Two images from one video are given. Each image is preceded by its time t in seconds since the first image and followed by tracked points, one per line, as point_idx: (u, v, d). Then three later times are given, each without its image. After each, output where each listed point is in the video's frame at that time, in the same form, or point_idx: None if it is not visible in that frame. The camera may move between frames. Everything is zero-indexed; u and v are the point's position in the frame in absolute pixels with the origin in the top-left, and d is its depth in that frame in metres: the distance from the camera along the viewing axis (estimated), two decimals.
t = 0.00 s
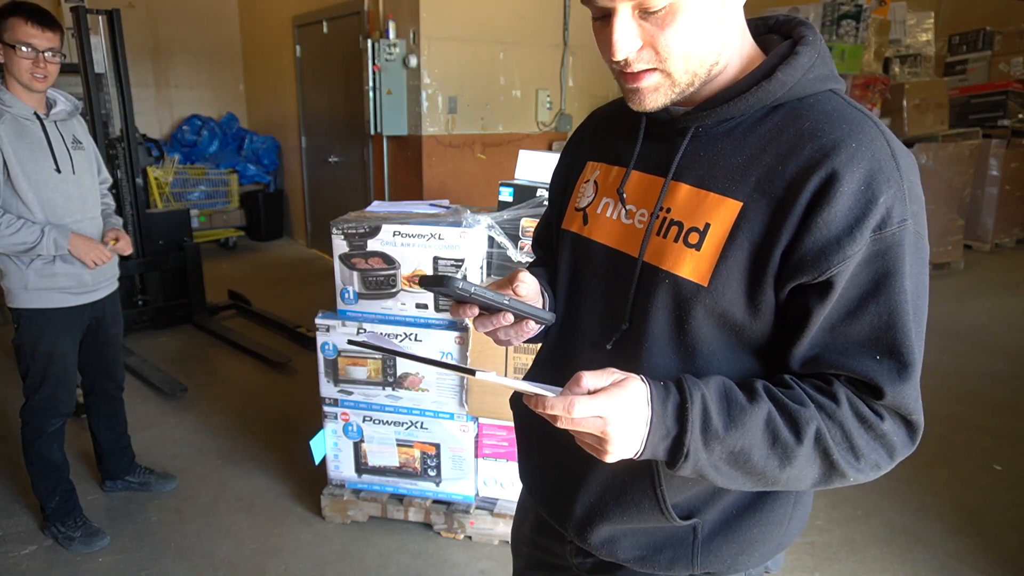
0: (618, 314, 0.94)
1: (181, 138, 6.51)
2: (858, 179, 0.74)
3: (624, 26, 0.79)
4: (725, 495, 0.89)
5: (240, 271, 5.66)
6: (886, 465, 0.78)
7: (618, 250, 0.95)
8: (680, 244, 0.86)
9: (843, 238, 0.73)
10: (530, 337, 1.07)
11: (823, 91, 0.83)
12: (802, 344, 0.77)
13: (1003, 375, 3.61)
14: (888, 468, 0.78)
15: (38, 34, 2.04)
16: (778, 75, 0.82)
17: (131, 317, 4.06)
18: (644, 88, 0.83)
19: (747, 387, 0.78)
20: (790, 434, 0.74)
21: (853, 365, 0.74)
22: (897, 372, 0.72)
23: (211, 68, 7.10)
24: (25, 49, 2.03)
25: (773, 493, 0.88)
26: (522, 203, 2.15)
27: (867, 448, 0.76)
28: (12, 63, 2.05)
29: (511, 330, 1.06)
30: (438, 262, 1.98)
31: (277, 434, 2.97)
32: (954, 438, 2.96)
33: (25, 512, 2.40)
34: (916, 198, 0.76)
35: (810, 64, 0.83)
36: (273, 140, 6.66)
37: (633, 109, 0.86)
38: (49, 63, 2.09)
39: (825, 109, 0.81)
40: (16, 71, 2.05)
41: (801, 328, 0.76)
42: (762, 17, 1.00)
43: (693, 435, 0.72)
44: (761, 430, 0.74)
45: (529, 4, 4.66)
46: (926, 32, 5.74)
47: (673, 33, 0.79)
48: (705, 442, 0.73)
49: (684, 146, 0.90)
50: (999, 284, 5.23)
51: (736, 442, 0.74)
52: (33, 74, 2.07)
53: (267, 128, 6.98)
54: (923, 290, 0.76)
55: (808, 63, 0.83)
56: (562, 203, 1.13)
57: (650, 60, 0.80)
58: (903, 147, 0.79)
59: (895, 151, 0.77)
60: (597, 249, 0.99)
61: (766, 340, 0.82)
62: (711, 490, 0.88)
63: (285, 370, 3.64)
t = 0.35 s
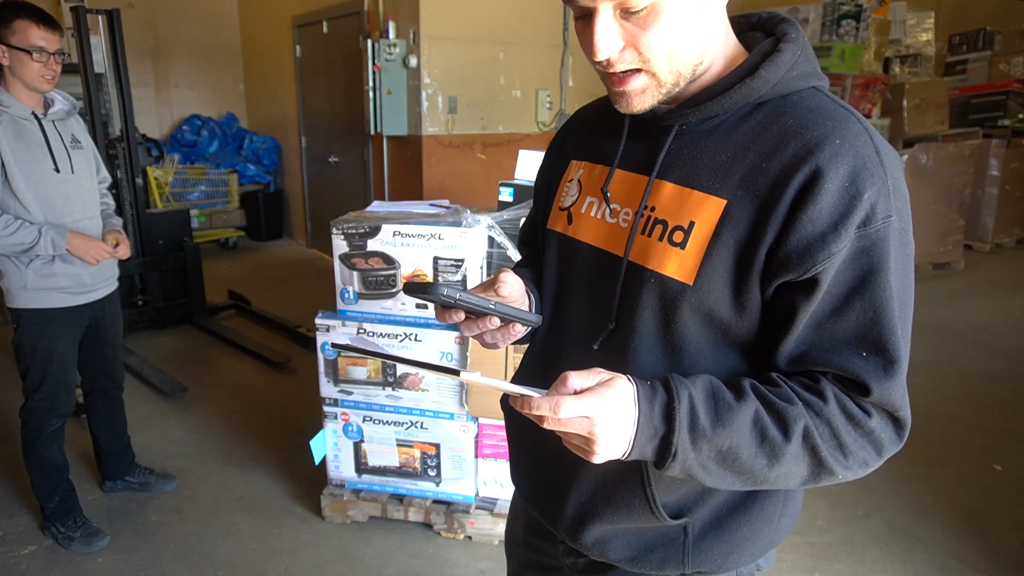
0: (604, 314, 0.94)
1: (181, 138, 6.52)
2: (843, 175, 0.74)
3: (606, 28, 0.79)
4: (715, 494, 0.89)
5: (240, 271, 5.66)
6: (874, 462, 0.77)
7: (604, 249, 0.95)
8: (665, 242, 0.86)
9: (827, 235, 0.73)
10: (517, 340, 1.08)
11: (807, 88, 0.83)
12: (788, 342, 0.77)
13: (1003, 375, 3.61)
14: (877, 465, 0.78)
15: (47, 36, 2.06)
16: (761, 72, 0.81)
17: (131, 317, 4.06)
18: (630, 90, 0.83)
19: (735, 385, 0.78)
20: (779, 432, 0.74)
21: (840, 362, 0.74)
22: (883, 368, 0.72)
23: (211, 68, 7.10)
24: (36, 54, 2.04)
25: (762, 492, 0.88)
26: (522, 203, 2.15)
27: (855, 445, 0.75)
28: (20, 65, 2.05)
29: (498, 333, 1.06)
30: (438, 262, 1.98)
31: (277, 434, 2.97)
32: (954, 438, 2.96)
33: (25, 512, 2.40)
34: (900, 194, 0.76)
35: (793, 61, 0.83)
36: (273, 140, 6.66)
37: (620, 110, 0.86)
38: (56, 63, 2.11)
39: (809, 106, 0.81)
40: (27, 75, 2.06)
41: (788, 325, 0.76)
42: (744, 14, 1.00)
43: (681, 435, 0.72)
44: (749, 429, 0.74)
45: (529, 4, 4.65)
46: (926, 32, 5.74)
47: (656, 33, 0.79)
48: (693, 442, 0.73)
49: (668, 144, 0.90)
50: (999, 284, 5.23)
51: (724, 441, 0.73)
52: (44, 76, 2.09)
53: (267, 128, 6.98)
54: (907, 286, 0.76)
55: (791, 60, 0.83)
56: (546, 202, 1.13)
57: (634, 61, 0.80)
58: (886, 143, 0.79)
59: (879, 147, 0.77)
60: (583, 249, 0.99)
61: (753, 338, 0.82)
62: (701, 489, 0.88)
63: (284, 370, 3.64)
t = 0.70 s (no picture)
0: (589, 314, 0.94)
1: (181, 138, 6.52)
2: (822, 172, 0.74)
3: (585, 21, 0.79)
4: (705, 493, 0.89)
5: (241, 271, 5.65)
6: (861, 455, 0.77)
7: (586, 250, 0.95)
8: (648, 242, 0.86)
9: (808, 231, 0.73)
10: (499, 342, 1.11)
11: (785, 86, 0.83)
12: (772, 339, 0.77)
13: (1003, 375, 3.60)
14: (865, 458, 0.78)
15: (36, 34, 2.05)
16: (739, 71, 0.82)
17: (131, 317, 4.06)
18: (608, 87, 0.83)
19: (721, 382, 0.77)
20: (767, 427, 0.74)
21: (823, 357, 0.74)
22: (866, 362, 0.72)
23: (212, 68, 7.10)
24: (23, 51, 2.03)
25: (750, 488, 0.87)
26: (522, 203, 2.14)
27: (841, 438, 0.75)
28: (9, 64, 2.05)
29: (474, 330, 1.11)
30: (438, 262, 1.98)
31: (277, 434, 2.97)
32: (954, 438, 2.96)
33: (25, 512, 2.40)
34: (879, 190, 0.76)
35: (770, 59, 0.83)
36: (273, 140, 6.66)
37: (598, 107, 0.86)
38: (47, 62, 2.10)
39: (787, 104, 0.81)
40: (15, 72, 2.06)
41: (771, 322, 0.76)
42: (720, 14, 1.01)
43: (671, 433, 0.72)
44: (738, 425, 0.74)
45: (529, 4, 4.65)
46: (925, 32, 5.74)
47: (633, 30, 0.78)
48: (682, 439, 0.73)
49: (649, 144, 0.90)
50: (999, 284, 5.23)
51: (713, 438, 0.73)
52: (33, 75, 2.08)
53: (267, 129, 6.98)
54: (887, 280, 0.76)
55: (768, 58, 0.83)
56: (527, 204, 1.13)
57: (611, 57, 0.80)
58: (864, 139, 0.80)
59: (857, 143, 0.77)
60: (566, 251, 0.99)
61: (737, 336, 0.82)
62: (690, 487, 0.88)
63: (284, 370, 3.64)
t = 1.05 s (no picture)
0: (579, 312, 0.92)
1: (181, 138, 6.52)
2: (797, 155, 0.78)
3: None
4: (694, 477, 0.92)
5: (240, 271, 5.65)
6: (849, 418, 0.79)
7: (570, 250, 0.93)
8: (637, 239, 0.86)
9: (789, 210, 0.76)
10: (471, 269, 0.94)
11: (745, 82, 0.87)
12: (756, 316, 0.78)
13: (1004, 375, 3.60)
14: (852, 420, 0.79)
15: (27, 31, 2.05)
16: (709, 67, 0.85)
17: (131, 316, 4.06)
18: (616, 31, 0.81)
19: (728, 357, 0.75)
20: (784, 392, 0.72)
21: (809, 326, 0.76)
22: (845, 327, 0.75)
23: (212, 68, 7.10)
24: (16, 48, 2.02)
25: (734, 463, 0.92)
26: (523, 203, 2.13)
27: (836, 401, 0.76)
28: (3, 62, 2.03)
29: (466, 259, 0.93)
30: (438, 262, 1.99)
31: (277, 434, 2.97)
32: (955, 438, 2.96)
33: (25, 512, 2.40)
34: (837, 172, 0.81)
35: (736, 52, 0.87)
36: (273, 140, 6.66)
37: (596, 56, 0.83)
38: (41, 60, 2.09)
39: (751, 96, 0.85)
40: (10, 70, 2.05)
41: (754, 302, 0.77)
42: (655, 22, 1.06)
43: (710, 395, 0.69)
44: (763, 390, 0.72)
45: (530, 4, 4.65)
46: (926, 32, 5.76)
47: None
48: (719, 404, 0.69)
49: (621, 140, 0.90)
50: (999, 284, 5.23)
51: (744, 402, 0.71)
52: (27, 72, 2.07)
53: (267, 129, 6.98)
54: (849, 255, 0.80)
55: (734, 55, 0.87)
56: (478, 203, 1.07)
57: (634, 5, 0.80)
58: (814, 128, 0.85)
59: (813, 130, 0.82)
60: (544, 251, 0.95)
61: (728, 325, 0.82)
62: (682, 471, 0.91)
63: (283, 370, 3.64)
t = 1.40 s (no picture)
0: (527, 308, 0.92)
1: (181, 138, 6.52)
2: (716, 143, 0.83)
3: None
4: (651, 449, 0.93)
5: (241, 271, 5.65)
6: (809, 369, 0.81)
7: (513, 249, 0.93)
8: (579, 234, 0.88)
9: (712, 197, 0.81)
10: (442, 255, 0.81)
11: (665, 79, 0.92)
12: (697, 295, 0.80)
13: (1004, 374, 3.61)
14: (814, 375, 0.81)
15: (25, 29, 2.05)
16: (632, 67, 0.88)
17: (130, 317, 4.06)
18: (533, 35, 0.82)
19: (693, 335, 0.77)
20: (757, 349, 0.73)
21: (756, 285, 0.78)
22: (787, 287, 0.79)
23: (212, 68, 7.10)
24: (15, 48, 2.02)
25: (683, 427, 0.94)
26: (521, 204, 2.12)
27: (800, 354, 0.78)
28: (2, 62, 2.04)
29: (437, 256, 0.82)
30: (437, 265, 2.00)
31: (277, 433, 2.98)
32: (954, 438, 2.96)
33: (25, 512, 2.40)
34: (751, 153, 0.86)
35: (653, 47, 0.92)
36: (272, 140, 6.66)
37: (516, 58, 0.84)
38: (39, 59, 2.09)
39: (671, 88, 0.90)
40: (9, 69, 2.05)
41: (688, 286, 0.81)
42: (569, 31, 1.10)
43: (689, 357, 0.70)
44: (735, 349, 0.72)
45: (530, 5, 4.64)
46: (926, 32, 5.77)
47: None
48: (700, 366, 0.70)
49: (554, 141, 0.91)
50: (999, 284, 5.24)
51: (721, 361, 0.71)
52: (25, 71, 2.07)
53: (267, 129, 6.98)
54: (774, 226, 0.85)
55: (653, 53, 0.91)
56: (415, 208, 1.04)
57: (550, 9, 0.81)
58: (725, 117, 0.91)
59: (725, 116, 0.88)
60: (487, 251, 0.95)
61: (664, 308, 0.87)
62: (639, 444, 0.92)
63: (282, 369, 3.64)
